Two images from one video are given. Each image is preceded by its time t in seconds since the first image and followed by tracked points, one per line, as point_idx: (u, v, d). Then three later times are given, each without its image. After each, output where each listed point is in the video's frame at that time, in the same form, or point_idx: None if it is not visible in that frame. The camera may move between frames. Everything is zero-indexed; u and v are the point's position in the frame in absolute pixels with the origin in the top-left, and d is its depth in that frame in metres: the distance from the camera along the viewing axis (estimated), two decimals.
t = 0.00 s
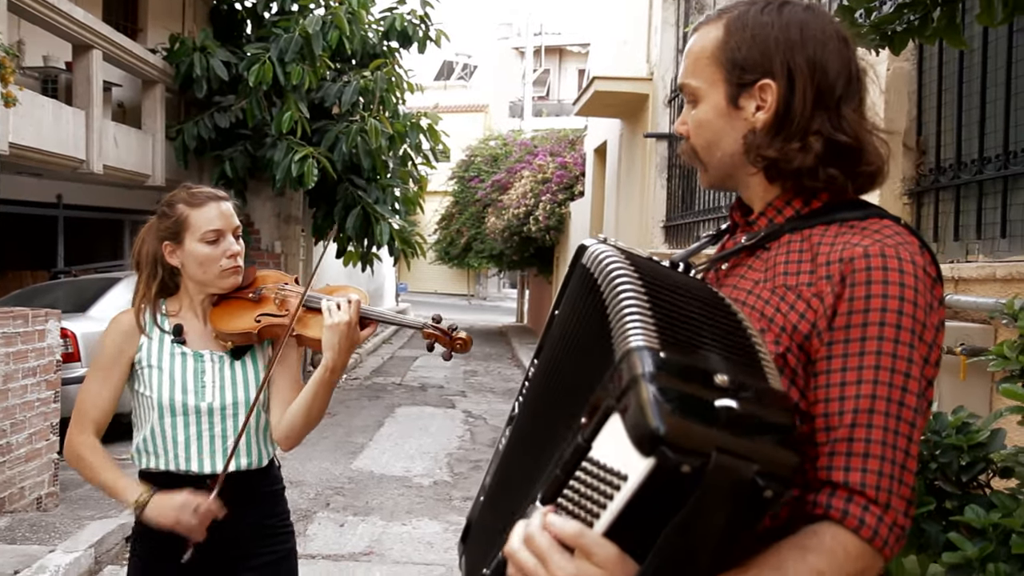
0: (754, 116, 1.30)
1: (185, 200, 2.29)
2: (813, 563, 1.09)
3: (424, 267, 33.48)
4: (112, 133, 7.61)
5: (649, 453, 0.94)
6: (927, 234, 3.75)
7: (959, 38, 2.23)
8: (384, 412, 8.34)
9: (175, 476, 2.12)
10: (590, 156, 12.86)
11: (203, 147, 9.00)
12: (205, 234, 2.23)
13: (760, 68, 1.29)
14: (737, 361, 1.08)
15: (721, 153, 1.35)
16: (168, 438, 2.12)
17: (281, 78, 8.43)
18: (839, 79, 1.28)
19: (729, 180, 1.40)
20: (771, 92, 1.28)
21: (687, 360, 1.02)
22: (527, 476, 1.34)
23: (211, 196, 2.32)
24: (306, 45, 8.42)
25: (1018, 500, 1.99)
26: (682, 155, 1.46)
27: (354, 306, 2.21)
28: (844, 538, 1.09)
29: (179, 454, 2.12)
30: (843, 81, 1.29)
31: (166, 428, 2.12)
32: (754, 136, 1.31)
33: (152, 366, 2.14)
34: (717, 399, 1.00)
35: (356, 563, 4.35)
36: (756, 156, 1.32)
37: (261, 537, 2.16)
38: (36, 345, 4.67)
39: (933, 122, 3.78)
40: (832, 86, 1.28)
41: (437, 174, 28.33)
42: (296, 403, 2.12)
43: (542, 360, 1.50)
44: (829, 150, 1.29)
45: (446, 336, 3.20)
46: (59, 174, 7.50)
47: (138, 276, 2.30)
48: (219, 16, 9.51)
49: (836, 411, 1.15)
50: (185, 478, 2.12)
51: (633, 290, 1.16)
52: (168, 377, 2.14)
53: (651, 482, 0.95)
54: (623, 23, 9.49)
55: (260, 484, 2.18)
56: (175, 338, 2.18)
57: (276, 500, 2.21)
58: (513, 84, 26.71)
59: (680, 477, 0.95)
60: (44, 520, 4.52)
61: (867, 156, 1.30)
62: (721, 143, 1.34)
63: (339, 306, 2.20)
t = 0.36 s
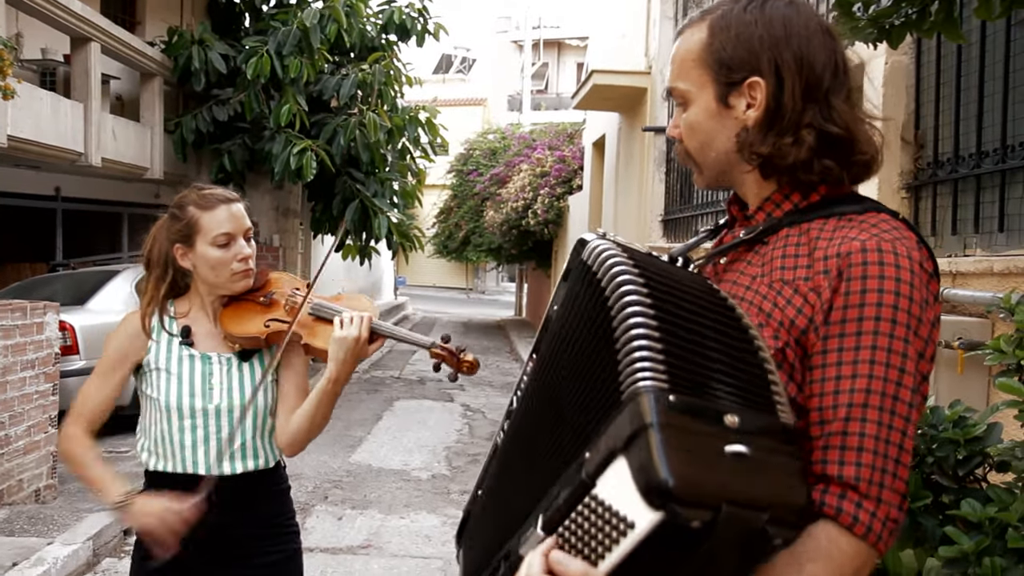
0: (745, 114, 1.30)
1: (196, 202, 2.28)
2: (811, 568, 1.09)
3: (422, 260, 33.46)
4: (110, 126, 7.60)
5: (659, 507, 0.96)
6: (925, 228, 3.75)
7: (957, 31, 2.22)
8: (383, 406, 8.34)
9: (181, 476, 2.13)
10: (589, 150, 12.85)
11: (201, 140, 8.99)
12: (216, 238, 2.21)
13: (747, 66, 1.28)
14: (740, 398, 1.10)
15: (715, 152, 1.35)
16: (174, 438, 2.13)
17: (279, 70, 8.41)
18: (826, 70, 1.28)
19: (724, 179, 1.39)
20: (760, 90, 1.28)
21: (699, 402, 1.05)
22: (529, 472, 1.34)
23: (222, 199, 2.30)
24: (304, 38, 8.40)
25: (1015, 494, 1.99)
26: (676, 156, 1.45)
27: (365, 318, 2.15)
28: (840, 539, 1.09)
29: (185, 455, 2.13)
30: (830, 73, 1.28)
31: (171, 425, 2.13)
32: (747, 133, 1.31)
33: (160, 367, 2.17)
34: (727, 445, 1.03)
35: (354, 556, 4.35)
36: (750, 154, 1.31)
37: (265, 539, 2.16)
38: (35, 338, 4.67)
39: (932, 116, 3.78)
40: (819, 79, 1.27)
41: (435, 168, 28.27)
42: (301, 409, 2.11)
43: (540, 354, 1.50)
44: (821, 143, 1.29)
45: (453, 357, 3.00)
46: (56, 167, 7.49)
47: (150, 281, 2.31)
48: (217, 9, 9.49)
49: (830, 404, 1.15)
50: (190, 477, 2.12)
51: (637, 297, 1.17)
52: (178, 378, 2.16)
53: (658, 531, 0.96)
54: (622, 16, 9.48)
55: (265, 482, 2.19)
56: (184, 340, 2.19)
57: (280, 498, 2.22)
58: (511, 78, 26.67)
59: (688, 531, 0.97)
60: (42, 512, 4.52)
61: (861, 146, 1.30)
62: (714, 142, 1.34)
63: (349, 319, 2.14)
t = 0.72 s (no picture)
0: (717, 138, 1.29)
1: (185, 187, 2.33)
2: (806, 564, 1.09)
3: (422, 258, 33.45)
4: (112, 122, 7.60)
5: (653, 496, 0.96)
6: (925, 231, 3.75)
7: (958, 35, 2.21)
8: (382, 404, 8.34)
9: (178, 475, 2.12)
10: (590, 150, 12.85)
11: (202, 137, 8.98)
12: (203, 214, 2.25)
13: (705, 93, 1.28)
14: (735, 384, 1.11)
15: (701, 183, 1.34)
16: (166, 422, 2.12)
17: (281, 68, 8.41)
18: (778, 73, 1.29)
19: (715, 204, 1.39)
20: (726, 112, 1.27)
21: (687, 392, 1.04)
22: (526, 471, 1.35)
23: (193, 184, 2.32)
24: (307, 35, 8.39)
25: (1013, 498, 2.00)
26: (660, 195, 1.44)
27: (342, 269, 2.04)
28: (835, 534, 1.10)
29: (176, 439, 2.12)
30: (782, 74, 1.30)
31: (164, 409, 2.13)
32: (725, 156, 1.30)
33: (158, 349, 2.18)
34: (718, 432, 1.02)
35: (352, 555, 4.35)
36: (732, 174, 1.30)
37: (261, 539, 2.14)
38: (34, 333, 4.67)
39: (933, 119, 3.78)
40: (775, 82, 1.28)
41: (436, 167, 28.26)
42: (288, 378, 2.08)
43: (542, 355, 1.50)
44: (795, 141, 1.31)
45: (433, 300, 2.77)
46: (58, 163, 7.49)
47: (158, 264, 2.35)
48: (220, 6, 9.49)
49: (830, 400, 1.15)
50: (186, 478, 2.11)
51: (631, 295, 1.18)
52: (172, 362, 2.16)
53: (655, 521, 0.97)
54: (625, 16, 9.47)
55: (265, 481, 2.17)
56: (181, 326, 2.20)
57: (277, 498, 2.20)
58: (514, 77, 26.64)
59: (685, 519, 0.97)
60: (40, 508, 4.52)
61: (833, 133, 1.30)
62: (697, 175, 1.33)
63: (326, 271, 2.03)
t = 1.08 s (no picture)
0: (714, 132, 1.29)
1: (170, 188, 2.30)
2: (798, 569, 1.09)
3: (426, 260, 33.45)
4: (117, 121, 7.61)
5: (667, 513, 0.97)
6: (929, 237, 3.75)
7: (963, 40, 2.21)
8: (384, 405, 8.34)
9: (164, 477, 2.11)
10: (594, 153, 12.85)
11: (207, 136, 9.00)
12: (188, 217, 2.21)
13: (705, 88, 1.28)
14: (734, 391, 1.10)
15: (696, 177, 1.34)
16: (152, 422, 2.13)
17: (286, 68, 8.43)
18: (778, 71, 1.29)
19: (710, 200, 1.39)
20: (724, 107, 1.27)
21: (692, 403, 1.04)
22: (528, 481, 1.35)
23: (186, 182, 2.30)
24: (312, 36, 8.40)
25: (1014, 504, 2.00)
26: (657, 190, 1.44)
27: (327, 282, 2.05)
28: (831, 537, 1.10)
29: (162, 439, 2.12)
30: (782, 72, 1.30)
31: (151, 410, 2.14)
32: (720, 152, 1.30)
33: (146, 348, 2.18)
34: (725, 441, 1.02)
35: (352, 555, 4.35)
36: (726, 171, 1.30)
37: (250, 539, 2.13)
38: (37, 331, 4.68)
39: (937, 124, 3.77)
40: (775, 79, 1.28)
41: (440, 168, 28.28)
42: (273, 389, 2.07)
43: (537, 361, 1.50)
44: (790, 142, 1.30)
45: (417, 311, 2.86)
46: (63, 161, 7.50)
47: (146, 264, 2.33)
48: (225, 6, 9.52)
49: (827, 409, 1.15)
50: (173, 479, 2.11)
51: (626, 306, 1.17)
52: (161, 362, 2.16)
53: (667, 536, 0.98)
54: (629, 20, 9.49)
55: (253, 485, 2.16)
56: (170, 327, 2.19)
57: (265, 501, 2.18)
58: (518, 80, 26.67)
59: (700, 532, 0.97)
60: (41, 505, 4.53)
61: (829, 136, 1.30)
62: (692, 169, 1.33)
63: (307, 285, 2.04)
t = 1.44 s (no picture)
0: (731, 147, 1.25)
1: (162, 191, 2.27)
2: None
3: (428, 261, 33.46)
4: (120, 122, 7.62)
5: (676, 543, 0.95)
6: (931, 238, 3.75)
7: (966, 41, 2.20)
8: (386, 406, 8.35)
9: (154, 481, 2.11)
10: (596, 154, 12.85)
11: (210, 137, 9.02)
12: (181, 224, 2.20)
13: (726, 100, 1.23)
14: (738, 408, 1.11)
15: (704, 183, 1.31)
16: (140, 428, 2.13)
17: (289, 70, 8.44)
18: (807, 94, 1.23)
19: (715, 204, 1.36)
20: (743, 123, 1.23)
21: (697, 427, 1.03)
22: (526, 492, 1.34)
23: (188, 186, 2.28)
24: (314, 38, 8.41)
25: (1016, 506, 1.99)
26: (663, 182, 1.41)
27: (317, 294, 2.04)
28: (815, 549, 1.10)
29: (150, 443, 2.12)
30: (811, 94, 1.24)
31: (137, 415, 2.14)
32: (733, 171, 1.27)
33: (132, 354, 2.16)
34: (733, 470, 1.01)
35: (354, 557, 4.35)
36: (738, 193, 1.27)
37: (241, 541, 2.13)
38: (40, 333, 4.68)
39: (939, 126, 3.77)
40: (803, 102, 1.23)
41: (443, 169, 28.30)
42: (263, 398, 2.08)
43: (540, 366, 1.49)
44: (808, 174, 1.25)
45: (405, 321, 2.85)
46: (66, 163, 7.51)
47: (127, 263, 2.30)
48: (228, 7, 9.55)
49: (830, 437, 1.14)
50: (163, 482, 2.11)
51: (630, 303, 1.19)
52: (147, 367, 2.14)
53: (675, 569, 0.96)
54: (632, 21, 9.50)
55: (243, 489, 2.16)
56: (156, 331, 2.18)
57: (256, 504, 2.18)
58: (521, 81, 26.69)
59: (706, 564, 0.95)
60: (44, 506, 4.54)
61: (849, 170, 1.25)
62: (701, 175, 1.30)
63: (297, 296, 2.03)
